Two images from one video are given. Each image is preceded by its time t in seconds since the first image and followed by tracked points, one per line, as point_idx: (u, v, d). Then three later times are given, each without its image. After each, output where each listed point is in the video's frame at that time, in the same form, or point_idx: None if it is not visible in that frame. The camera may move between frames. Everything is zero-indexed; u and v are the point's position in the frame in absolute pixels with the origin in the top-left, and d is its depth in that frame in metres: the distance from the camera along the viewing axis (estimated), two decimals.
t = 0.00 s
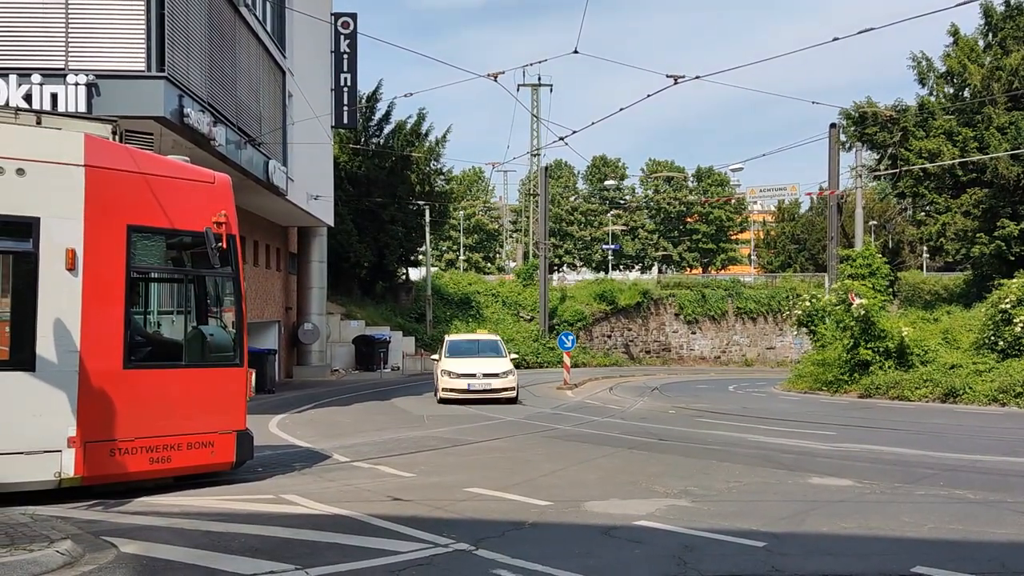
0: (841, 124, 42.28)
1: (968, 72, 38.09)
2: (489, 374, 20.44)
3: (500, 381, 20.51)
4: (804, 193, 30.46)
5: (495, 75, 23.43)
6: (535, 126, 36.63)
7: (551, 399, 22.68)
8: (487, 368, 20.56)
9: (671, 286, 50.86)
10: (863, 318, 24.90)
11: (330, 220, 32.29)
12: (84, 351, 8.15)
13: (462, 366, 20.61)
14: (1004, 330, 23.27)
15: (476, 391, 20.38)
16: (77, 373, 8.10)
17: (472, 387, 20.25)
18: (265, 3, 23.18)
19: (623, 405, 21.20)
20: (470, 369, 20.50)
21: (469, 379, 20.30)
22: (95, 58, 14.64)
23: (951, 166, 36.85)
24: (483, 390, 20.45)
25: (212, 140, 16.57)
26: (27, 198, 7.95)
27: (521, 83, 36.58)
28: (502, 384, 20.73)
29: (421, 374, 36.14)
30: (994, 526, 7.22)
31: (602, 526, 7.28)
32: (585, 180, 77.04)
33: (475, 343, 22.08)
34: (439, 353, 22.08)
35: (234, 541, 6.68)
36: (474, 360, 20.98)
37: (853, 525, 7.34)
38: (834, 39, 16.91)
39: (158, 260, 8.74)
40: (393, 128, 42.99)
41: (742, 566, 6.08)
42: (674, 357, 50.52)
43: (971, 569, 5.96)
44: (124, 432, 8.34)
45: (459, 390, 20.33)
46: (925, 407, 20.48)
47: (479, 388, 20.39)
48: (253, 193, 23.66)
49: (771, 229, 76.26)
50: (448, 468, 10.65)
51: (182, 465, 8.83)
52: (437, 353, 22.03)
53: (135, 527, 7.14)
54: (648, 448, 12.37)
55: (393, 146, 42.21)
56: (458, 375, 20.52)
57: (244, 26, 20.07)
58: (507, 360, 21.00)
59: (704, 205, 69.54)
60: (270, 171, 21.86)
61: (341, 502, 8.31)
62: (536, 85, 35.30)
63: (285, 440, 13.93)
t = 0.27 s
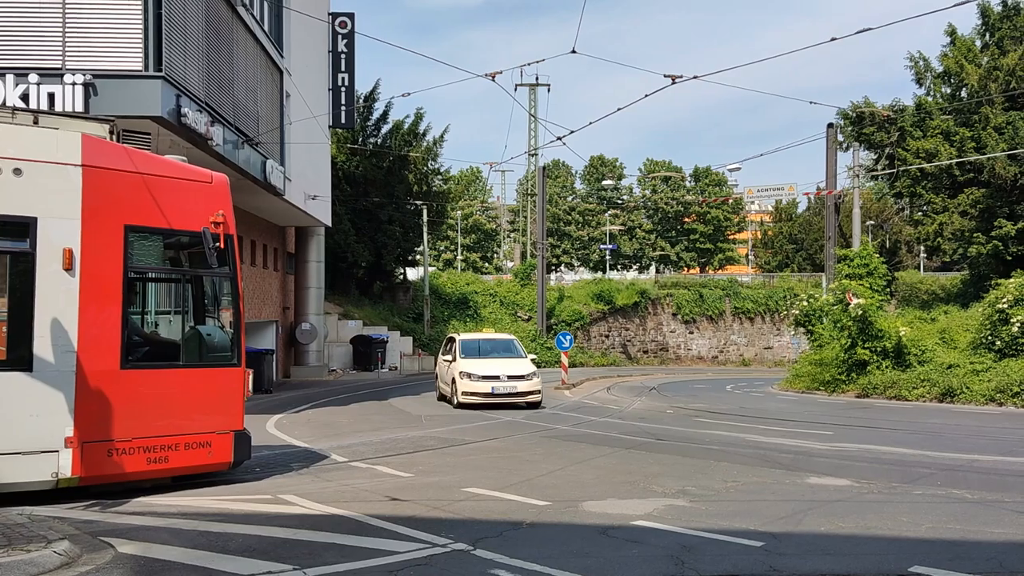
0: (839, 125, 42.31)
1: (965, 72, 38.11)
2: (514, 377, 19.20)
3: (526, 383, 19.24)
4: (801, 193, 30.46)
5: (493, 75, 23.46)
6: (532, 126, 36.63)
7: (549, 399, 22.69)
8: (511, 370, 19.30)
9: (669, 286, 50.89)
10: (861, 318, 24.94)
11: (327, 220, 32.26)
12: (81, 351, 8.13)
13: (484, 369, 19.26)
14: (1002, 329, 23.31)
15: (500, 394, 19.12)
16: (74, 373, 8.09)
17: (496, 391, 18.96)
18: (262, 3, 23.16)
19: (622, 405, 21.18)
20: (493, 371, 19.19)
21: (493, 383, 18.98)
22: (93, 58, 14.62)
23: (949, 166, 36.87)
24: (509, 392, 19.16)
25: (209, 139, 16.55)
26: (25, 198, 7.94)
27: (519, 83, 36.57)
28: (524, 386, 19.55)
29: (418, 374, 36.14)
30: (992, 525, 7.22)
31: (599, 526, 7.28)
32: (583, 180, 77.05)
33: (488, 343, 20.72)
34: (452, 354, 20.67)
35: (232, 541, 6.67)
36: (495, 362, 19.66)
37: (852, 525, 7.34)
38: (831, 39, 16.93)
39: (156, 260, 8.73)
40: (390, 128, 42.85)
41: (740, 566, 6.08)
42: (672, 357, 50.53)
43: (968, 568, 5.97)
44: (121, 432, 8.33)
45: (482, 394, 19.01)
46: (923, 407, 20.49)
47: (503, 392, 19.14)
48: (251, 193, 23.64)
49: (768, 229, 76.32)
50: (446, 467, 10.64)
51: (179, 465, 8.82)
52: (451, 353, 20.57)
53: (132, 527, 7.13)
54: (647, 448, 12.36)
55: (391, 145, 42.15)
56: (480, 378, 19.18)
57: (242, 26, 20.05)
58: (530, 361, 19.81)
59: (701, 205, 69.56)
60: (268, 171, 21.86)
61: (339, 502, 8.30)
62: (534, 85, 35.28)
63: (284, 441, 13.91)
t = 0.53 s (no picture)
0: (835, 125, 42.37)
1: (961, 72, 38.17)
2: (551, 379, 17.51)
3: (564, 387, 17.57)
4: (798, 193, 30.48)
5: (489, 75, 23.47)
6: (529, 125, 36.63)
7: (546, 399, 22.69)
8: (547, 372, 17.60)
9: (666, 286, 50.97)
10: (857, 318, 24.94)
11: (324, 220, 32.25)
12: (77, 351, 8.12)
13: (519, 372, 17.50)
14: (997, 329, 23.36)
15: (536, 399, 17.37)
16: (71, 373, 8.08)
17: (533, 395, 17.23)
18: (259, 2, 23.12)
19: (619, 405, 21.18)
20: (528, 374, 17.47)
21: (530, 386, 17.25)
22: (89, 57, 14.59)
23: (945, 166, 36.91)
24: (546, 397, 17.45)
25: (205, 139, 16.53)
26: (22, 198, 7.93)
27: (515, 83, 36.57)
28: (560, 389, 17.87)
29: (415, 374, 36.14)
30: (989, 525, 7.23)
31: (596, 526, 7.28)
32: (579, 180, 77.14)
33: (513, 343, 18.93)
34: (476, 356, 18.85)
35: (228, 541, 6.66)
36: (528, 364, 17.91)
37: (848, 524, 7.35)
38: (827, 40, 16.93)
39: (152, 260, 8.72)
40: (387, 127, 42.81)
41: (736, 565, 6.08)
42: (669, 356, 50.56)
43: (965, 568, 5.98)
44: (118, 432, 8.31)
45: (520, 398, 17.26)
46: (919, 407, 20.52)
47: (539, 396, 17.40)
48: (247, 193, 23.61)
49: (764, 229, 76.42)
50: (443, 467, 10.63)
51: (176, 465, 8.81)
52: (475, 355, 18.75)
53: (128, 527, 7.11)
54: (643, 448, 12.37)
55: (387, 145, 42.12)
56: (515, 382, 17.42)
57: (238, 25, 20.01)
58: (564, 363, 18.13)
59: (698, 205, 69.63)
60: (264, 171, 21.85)
61: (335, 502, 8.29)
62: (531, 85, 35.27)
63: (279, 441, 13.87)
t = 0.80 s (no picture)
0: (832, 123, 42.38)
1: (957, 71, 38.18)
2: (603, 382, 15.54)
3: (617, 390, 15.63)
4: (795, 191, 30.50)
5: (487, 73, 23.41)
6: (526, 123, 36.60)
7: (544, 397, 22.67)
8: (599, 374, 15.64)
9: (663, 285, 51.02)
10: (854, 316, 24.92)
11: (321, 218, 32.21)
12: (73, 350, 8.10)
13: (569, 374, 15.52)
14: (994, 328, 23.37)
15: (588, 404, 15.39)
16: (67, 372, 8.06)
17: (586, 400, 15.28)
18: None
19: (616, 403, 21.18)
20: (579, 376, 15.48)
21: (582, 390, 15.29)
22: (85, 55, 14.56)
23: (941, 165, 36.94)
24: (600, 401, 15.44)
25: (202, 137, 16.51)
26: (17, 196, 7.91)
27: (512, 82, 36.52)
28: (611, 393, 15.91)
29: (412, 373, 36.13)
30: (985, 524, 7.23)
31: (593, 525, 7.27)
32: (577, 179, 77.17)
33: (550, 341, 16.99)
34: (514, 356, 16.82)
35: (225, 540, 6.65)
36: (576, 365, 15.92)
37: (845, 523, 7.35)
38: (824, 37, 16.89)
39: (148, 258, 8.70)
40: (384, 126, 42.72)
41: (733, 564, 6.08)
42: (666, 355, 50.60)
43: (960, 567, 5.99)
44: (113, 430, 8.29)
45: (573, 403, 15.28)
46: (916, 405, 20.53)
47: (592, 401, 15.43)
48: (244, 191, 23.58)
49: (762, 228, 76.47)
50: (441, 466, 10.62)
51: (172, 464, 8.79)
52: (513, 355, 16.70)
53: (124, 526, 7.10)
54: (641, 447, 12.36)
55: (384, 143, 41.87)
56: (565, 385, 15.44)
57: (235, 23, 19.96)
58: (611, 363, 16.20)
59: (695, 204, 69.64)
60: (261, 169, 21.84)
61: (332, 501, 8.27)
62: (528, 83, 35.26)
63: (276, 440, 13.84)
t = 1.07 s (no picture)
0: (830, 121, 42.34)
1: (955, 69, 38.21)
2: (675, 383, 14.09)
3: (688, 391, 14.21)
4: (793, 189, 30.49)
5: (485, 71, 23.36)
6: (524, 121, 36.58)
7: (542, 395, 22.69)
8: (669, 374, 14.13)
9: (661, 282, 51.02)
10: (852, 315, 24.94)
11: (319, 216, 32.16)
12: (71, 347, 8.09)
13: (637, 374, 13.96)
14: (991, 326, 23.40)
15: (660, 407, 13.94)
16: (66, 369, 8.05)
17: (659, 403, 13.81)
18: None
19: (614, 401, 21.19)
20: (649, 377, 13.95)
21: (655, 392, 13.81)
22: (83, 51, 14.53)
23: (940, 163, 36.92)
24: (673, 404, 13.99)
25: (200, 135, 16.49)
26: (15, 193, 7.90)
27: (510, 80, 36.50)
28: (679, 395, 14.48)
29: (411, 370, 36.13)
30: (983, 521, 7.24)
31: (592, 523, 7.27)
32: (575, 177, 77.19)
33: (600, 337, 15.42)
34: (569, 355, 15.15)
35: (224, 538, 6.65)
36: (640, 364, 14.37)
37: (844, 520, 7.36)
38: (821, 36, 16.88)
39: (147, 256, 8.68)
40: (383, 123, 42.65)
41: (731, 562, 6.09)
42: (664, 353, 50.62)
43: (959, 564, 6.00)
44: (112, 428, 8.28)
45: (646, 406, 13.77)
46: (914, 403, 20.54)
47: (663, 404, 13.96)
48: (242, 189, 23.55)
49: (760, 226, 76.48)
50: (439, 464, 10.62)
51: (171, 462, 8.78)
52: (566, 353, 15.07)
53: (124, 524, 7.10)
54: (640, 444, 12.37)
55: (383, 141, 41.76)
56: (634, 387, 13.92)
57: (233, 20, 19.90)
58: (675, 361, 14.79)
59: (694, 202, 69.60)
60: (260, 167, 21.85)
61: (331, 499, 8.27)
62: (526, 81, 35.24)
63: (275, 438, 13.84)
